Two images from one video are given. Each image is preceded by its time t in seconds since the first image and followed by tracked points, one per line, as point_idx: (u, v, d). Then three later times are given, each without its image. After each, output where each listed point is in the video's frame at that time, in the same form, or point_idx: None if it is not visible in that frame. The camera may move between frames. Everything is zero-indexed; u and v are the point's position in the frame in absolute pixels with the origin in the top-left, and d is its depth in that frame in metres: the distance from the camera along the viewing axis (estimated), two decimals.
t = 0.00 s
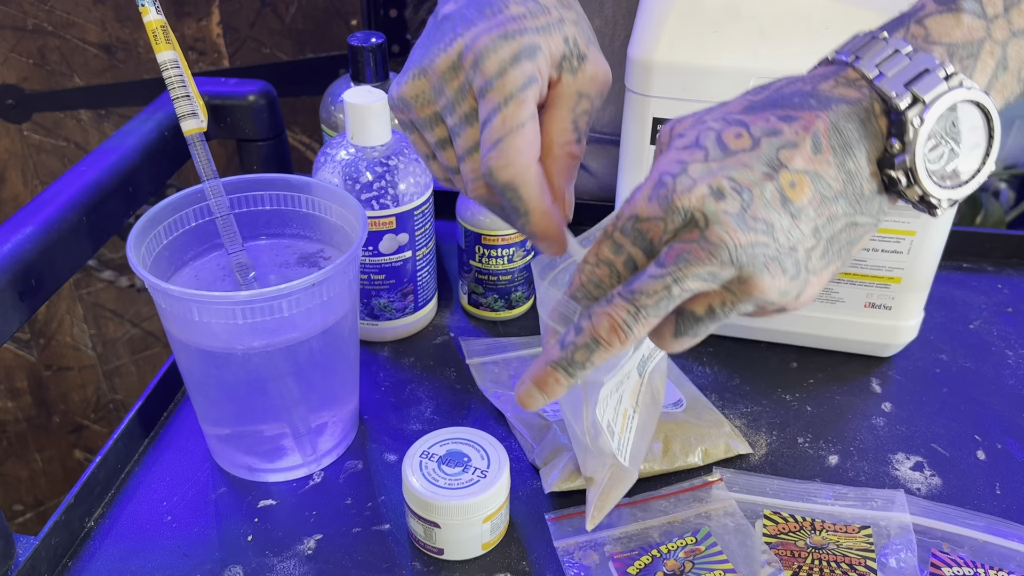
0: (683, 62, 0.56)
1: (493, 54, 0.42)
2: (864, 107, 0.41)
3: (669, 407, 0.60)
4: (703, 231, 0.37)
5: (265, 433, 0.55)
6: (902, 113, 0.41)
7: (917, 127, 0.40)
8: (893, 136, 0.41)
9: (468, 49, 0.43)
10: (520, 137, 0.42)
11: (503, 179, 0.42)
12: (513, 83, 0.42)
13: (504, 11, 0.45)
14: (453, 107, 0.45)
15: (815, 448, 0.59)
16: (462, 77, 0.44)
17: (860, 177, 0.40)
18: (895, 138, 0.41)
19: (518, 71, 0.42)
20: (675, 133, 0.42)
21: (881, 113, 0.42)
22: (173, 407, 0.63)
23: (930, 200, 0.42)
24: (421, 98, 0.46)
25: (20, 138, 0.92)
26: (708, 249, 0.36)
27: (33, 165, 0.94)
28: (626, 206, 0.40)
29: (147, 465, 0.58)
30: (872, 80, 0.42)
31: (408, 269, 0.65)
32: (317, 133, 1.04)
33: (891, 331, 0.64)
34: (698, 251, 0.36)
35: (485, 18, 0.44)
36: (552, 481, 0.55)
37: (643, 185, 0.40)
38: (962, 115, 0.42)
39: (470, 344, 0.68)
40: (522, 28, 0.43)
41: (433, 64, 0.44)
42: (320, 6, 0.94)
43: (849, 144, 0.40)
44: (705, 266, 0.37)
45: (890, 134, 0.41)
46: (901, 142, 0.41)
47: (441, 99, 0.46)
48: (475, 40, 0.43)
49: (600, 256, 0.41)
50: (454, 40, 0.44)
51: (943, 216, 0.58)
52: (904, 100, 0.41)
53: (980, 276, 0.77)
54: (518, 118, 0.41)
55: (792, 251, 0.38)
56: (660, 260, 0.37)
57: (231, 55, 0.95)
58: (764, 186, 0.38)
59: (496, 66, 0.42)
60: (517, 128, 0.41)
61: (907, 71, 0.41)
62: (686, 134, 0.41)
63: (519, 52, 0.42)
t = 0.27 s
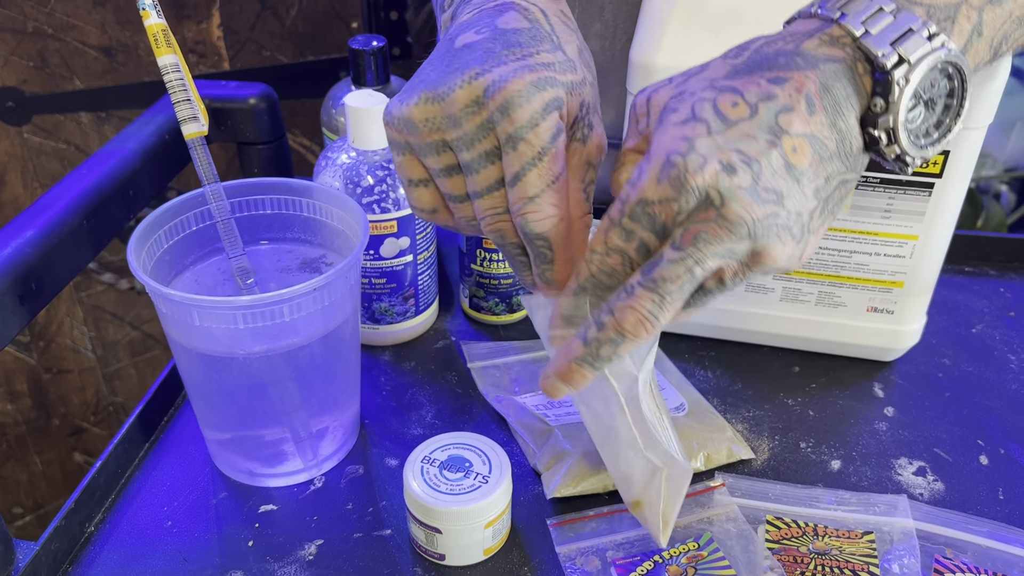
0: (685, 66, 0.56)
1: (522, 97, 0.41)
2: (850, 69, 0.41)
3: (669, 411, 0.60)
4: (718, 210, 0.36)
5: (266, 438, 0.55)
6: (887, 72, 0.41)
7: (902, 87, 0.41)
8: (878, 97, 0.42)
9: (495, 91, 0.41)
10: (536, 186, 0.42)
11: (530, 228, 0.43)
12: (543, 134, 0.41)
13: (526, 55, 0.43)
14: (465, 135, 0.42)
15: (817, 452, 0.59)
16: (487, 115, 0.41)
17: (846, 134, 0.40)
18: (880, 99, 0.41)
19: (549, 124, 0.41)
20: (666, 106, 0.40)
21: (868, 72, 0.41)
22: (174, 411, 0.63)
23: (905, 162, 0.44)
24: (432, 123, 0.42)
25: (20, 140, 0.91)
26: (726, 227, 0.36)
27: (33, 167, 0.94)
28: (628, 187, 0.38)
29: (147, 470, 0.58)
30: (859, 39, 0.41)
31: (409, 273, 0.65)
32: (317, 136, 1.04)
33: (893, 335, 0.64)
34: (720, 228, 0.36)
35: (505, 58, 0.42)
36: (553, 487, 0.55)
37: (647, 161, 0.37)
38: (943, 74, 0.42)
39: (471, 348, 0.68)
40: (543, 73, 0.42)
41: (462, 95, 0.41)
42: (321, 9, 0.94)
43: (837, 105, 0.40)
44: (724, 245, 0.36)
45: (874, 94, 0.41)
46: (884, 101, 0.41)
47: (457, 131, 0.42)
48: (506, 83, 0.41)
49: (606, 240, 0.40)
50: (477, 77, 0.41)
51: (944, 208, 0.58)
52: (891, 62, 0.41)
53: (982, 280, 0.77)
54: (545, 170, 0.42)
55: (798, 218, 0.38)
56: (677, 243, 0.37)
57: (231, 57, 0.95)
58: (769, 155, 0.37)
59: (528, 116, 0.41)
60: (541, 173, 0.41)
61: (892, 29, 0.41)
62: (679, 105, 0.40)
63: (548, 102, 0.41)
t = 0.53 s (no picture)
0: (688, 70, 0.56)
1: (487, 98, 0.39)
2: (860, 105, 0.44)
3: (671, 416, 0.60)
4: (723, 262, 0.39)
5: (268, 441, 0.55)
6: (896, 116, 0.43)
7: (909, 133, 0.43)
8: (886, 138, 0.44)
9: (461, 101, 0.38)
10: (519, 187, 0.40)
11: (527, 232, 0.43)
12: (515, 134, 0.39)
13: (495, 55, 0.41)
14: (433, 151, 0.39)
15: (820, 457, 0.59)
16: (455, 122, 0.39)
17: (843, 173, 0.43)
18: (886, 141, 0.44)
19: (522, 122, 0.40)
20: (675, 144, 0.43)
21: (877, 111, 0.44)
22: (175, 415, 0.63)
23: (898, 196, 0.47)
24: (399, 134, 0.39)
25: (22, 143, 0.91)
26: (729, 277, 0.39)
27: (35, 169, 0.94)
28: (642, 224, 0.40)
29: (149, 474, 0.58)
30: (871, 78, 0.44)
31: (411, 276, 0.65)
32: (318, 138, 1.04)
33: (895, 339, 0.64)
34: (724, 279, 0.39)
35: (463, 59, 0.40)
36: (555, 491, 0.54)
37: (654, 207, 0.40)
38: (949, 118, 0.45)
39: (473, 351, 0.68)
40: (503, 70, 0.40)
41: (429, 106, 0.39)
42: (322, 11, 0.94)
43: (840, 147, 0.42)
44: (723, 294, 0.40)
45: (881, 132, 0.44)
46: (892, 144, 0.44)
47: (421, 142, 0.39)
48: (468, 86, 0.39)
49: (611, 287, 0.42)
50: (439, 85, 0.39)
51: (946, 223, 0.58)
52: (901, 106, 0.43)
53: (984, 284, 0.77)
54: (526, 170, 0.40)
55: (801, 261, 0.41)
56: (681, 291, 0.40)
57: (233, 59, 0.95)
58: (776, 207, 0.40)
59: (496, 121, 0.39)
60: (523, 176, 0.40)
61: (904, 71, 0.44)
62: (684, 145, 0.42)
63: (516, 102, 0.40)
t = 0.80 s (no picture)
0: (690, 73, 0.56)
1: (530, 194, 0.39)
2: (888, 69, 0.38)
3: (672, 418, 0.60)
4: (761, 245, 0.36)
5: (269, 443, 0.55)
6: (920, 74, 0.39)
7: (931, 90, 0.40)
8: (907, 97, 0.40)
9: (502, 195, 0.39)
10: (567, 275, 0.41)
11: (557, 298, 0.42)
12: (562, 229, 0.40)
13: (529, 142, 0.41)
14: (484, 245, 0.40)
15: (821, 460, 0.59)
16: (499, 217, 0.39)
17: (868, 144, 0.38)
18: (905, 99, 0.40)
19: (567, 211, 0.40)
20: (701, 110, 0.36)
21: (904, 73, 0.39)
22: (176, 416, 0.63)
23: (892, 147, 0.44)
24: (442, 219, 0.40)
25: (23, 144, 0.91)
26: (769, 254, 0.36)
27: (35, 171, 0.94)
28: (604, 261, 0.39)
29: (149, 475, 0.58)
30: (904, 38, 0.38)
31: (412, 279, 0.65)
32: (319, 140, 1.04)
33: (896, 342, 0.64)
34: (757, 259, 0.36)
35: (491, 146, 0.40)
36: (556, 494, 0.54)
37: (694, 190, 0.35)
38: (969, 83, 0.41)
39: (474, 354, 0.68)
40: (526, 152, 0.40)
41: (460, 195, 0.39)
42: (324, 13, 0.94)
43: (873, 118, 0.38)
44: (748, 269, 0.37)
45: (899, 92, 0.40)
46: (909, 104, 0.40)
47: (465, 227, 0.40)
48: (510, 177, 0.39)
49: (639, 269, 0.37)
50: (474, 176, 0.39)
51: (947, 227, 0.58)
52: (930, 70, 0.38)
53: (986, 287, 0.77)
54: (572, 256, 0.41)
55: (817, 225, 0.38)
56: (713, 272, 0.37)
57: (234, 61, 0.95)
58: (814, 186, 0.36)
59: (542, 220, 0.39)
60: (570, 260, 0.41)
61: (940, 33, 0.38)
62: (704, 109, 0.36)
63: (560, 194, 0.40)
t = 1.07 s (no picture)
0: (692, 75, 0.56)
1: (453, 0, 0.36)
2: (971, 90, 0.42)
3: (674, 419, 0.60)
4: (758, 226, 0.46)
5: (271, 444, 0.55)
6: None
7: None
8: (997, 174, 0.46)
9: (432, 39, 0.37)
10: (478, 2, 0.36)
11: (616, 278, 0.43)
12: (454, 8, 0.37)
13: None
14: (398, 60, 0.41)
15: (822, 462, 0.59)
16: (398, 34, 0.40)
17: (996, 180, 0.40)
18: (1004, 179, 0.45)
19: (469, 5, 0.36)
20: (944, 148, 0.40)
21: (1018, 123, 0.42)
22: (179, 416, 0.63)
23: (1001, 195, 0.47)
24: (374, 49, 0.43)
25: (26, 145, 0.92)
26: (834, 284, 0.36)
27: (38, 172, 0.94)
28: (485, 108, 0.33)
29: (152, 475, 0.58)
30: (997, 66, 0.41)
31: (414, 280, 0.65)
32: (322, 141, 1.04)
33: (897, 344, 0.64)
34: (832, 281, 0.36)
35: None
36: (558, 495, 0.54)
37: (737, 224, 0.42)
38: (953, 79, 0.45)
39: (476, 355, 0.68)
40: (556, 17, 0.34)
41: None
42: (326, 15, 0.95)
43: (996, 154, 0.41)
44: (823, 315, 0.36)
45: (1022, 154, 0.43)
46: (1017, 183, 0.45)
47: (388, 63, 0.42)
48: None
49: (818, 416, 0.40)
50: None
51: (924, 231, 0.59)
52: None
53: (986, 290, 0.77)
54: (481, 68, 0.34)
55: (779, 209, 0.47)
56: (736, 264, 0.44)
57: (237, 63, 0.95)
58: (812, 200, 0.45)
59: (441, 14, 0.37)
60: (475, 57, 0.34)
61: None
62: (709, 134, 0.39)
63: None
